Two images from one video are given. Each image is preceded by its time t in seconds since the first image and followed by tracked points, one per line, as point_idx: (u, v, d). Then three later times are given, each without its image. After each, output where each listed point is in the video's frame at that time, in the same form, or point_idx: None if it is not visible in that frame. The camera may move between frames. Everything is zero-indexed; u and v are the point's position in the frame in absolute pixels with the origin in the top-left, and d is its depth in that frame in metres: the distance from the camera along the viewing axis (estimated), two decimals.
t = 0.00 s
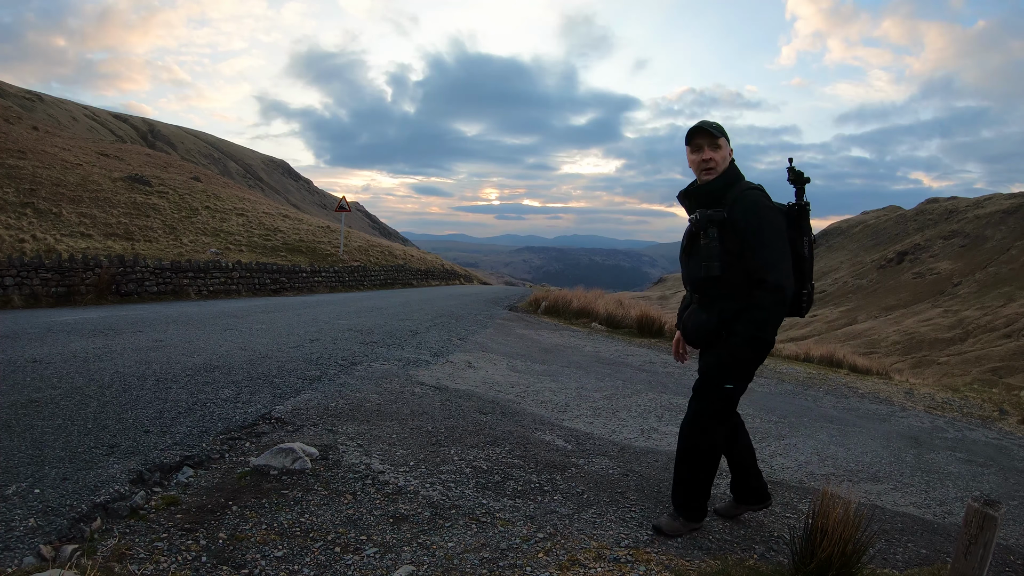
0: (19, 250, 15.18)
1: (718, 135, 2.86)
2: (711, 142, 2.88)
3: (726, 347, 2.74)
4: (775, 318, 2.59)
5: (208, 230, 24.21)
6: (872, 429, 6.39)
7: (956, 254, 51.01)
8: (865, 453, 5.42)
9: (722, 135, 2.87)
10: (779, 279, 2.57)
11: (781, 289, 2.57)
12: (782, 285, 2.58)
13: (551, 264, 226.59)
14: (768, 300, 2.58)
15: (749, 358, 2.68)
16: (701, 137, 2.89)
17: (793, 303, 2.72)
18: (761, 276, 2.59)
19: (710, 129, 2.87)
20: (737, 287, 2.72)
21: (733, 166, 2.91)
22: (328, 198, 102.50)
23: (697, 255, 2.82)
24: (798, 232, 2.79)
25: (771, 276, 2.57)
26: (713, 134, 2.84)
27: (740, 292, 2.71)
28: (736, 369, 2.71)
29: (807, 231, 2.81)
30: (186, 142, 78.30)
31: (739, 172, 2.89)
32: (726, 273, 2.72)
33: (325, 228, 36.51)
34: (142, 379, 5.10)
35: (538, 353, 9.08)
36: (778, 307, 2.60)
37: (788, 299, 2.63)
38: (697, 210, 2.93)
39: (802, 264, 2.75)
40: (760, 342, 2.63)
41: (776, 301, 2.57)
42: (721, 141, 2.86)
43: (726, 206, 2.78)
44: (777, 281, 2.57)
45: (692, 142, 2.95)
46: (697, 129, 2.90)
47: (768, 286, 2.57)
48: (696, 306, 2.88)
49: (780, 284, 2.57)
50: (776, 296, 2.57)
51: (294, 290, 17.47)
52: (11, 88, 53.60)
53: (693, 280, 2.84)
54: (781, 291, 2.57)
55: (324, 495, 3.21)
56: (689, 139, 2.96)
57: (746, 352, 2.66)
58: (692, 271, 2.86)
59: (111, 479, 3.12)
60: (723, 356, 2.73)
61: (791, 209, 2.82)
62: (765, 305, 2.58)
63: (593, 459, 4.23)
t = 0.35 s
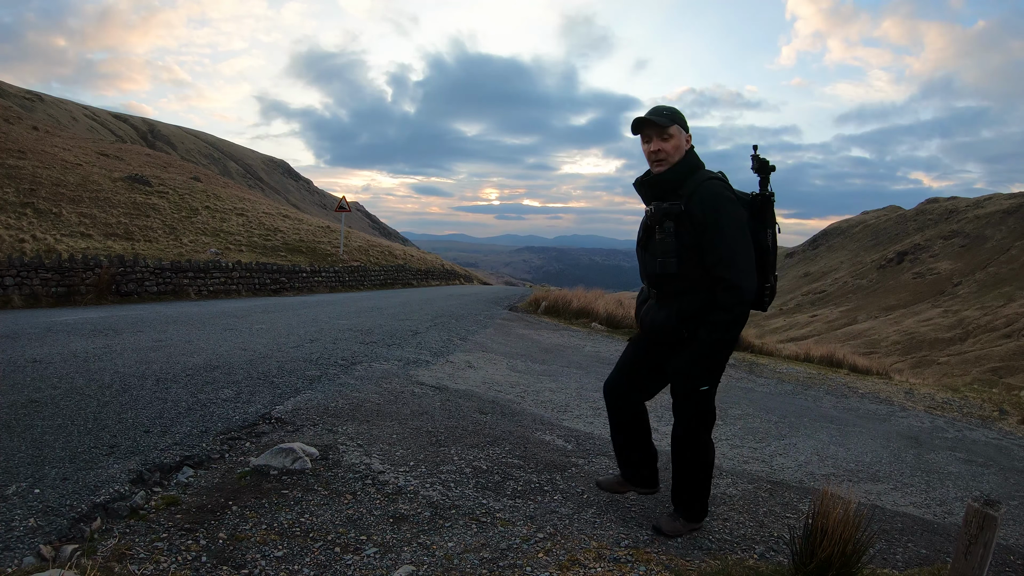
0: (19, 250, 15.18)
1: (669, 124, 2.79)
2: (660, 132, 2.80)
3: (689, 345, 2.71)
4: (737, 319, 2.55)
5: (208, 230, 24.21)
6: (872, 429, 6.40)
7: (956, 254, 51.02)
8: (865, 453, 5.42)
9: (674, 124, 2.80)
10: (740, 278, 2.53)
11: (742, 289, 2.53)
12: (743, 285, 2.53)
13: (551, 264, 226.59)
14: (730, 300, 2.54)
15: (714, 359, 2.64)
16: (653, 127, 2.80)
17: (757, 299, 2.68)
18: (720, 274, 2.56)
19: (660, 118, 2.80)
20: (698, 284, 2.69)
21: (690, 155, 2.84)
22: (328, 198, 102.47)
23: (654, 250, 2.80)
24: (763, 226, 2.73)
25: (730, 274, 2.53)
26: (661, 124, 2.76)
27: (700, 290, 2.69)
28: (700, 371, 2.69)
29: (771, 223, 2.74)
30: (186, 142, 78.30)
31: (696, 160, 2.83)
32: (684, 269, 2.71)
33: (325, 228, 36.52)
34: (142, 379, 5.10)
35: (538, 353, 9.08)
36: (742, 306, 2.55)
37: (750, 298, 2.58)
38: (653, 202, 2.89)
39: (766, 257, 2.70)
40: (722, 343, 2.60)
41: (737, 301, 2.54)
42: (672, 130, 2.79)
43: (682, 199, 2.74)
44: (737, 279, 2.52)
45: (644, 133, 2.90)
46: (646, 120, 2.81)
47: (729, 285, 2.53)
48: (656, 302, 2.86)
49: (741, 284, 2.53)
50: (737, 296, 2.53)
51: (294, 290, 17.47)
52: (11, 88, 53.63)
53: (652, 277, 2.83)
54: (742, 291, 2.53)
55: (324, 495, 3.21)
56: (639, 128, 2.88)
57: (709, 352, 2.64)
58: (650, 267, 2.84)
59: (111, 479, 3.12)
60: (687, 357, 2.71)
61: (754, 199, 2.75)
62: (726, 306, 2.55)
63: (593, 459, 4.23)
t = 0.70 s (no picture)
0: (19, 250, 15.18)
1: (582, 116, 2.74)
2: (572, 126, 2.76)
3: (622, 342, 2.65)
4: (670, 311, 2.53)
5: (208, 230, 24.21)
6: (871, 429, 6.40)
7: (956, 254, 51.02)
8: (864, 453, 5.42)
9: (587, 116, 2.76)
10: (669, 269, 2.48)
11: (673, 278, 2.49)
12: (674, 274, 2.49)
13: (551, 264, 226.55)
14: (663, 291, 2.50)
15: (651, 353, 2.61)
16: (565, 120, 2.74)
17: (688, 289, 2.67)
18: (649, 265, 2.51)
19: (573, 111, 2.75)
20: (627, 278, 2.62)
21: (605, 146, 2.80)
22: (328, 198, 102.46)
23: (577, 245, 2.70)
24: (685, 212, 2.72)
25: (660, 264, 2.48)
26: (572, 117, 2.72)
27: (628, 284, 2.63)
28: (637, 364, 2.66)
29: (692, 209, 2.76)
30: (186, 142, 78.26)
31: (611, 152, 2.78)
32: (609, 263, 2.64)
33: (325, 228, 36.52)
34: (142, 379, 5.10)
35: (538, 353, 9.08)
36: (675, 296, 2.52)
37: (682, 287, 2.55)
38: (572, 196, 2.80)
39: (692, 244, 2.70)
40: (658, 336, 2.57)
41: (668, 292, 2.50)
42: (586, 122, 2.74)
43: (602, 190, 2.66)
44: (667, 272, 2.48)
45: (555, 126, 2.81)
46: (557, 113, 2.75)
47: (661, 276, 2.48)
48: (580, 300, 2.77)
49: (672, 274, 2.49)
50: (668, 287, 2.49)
51: (294, 290, 17.47)
52: (11, 88, 53.64)
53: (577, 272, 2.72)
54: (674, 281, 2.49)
55: (324, 495, 3.22)
56: (550, 122, 2.80)
57: (647, 347, 2.60)
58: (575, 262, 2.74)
59: (111, 479, 3.12)
60: (622, 354, 2.66)
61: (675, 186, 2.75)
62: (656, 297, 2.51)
63: (593, 459, 4.23)
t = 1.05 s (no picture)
0: (19, 250, 15.18)
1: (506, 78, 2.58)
2: (496, 89, 2.58)
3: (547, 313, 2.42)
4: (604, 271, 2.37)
5: (208, 230, 24.21)
6: (871, 429, 6.39)
7: (956, 254, 51.06)
8: (864, 452, 5.42)
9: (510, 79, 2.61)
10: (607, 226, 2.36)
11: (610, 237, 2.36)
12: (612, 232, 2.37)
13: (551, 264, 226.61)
14: (597, 251, 2.34)
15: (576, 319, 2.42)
16: (488, 83, 2.57)
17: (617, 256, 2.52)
18: (584, 222, 2.36)
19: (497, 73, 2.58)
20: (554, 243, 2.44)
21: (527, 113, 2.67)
22: (328, 198, 102.49)
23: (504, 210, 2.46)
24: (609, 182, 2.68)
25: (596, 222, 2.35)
26: (497, 80, 2.54)
27: (556, 248, 2.45)
28: (559, 330, 2.43)
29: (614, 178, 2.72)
30: (186, 142, 78.24)
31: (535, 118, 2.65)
32: (538, 226, 2.44)
33: (325, 228, 36.51)
34: (142, 379, 5.09)
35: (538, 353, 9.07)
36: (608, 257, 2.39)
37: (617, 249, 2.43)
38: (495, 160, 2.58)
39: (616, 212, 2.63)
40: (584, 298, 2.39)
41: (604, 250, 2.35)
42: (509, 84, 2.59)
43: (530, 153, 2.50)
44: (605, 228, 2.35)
45: (479, 86, 2.61)
46: (479, 76, 2.58)
47: (594, 234, 2.34)
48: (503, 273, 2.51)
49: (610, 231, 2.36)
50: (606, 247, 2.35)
51: (293, 290, 17.47)
52: (11, 88, 53.65)
53: (501, 237, 2.47)
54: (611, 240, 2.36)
55: (324, 495, 3.21)
56: (473, 87, 2.63)
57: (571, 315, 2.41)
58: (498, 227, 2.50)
59: (111, 479, 3.12)
60: (544, 323, 2.43)
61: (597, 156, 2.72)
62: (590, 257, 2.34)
63: (593, 459, 4.22)
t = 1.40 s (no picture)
0: (19, 250, 15.18)
1: (433, 43, 2.24)
2: (423, 54, 2.25)
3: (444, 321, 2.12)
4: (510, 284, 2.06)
5: (208, 230, 24.20)
6: (871, 429, 6.39)
7: (956, 254, 51.08)
8: (864, 452, 5.42)
9: (439, 44, 2.26)
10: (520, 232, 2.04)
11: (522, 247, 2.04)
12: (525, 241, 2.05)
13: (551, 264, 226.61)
14: (507, 259, 2.02)
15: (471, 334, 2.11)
16: (416, 45, 2.24)
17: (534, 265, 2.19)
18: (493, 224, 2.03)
19: (425, 35, 2.23)
20: (461, 241, 2.13)
21: (457, 84, 2.30)
22: (328, 198, 102.49)
23: (408, 195, 2.14)
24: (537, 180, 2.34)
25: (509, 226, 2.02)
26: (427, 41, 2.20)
27: (465, 246, 2.14)
28: (453, 344, 2.10)
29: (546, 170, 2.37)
30: (186, 142, 78.25)
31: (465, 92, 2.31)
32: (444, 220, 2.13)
33: (325, 228, 36.52)
34: (142, 379, 5.10)
35: (538, 353, 9.07)
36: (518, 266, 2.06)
37: (531, 259, 2.12)
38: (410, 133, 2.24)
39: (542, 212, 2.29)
40: (486, 315, 2.07)
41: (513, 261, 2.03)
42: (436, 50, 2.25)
43: (447, 134, 2.15)
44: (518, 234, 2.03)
45: (406, 47, 2.27)
46: (405, 34, 2.24)
47: (505, 238, 2.02)
48: (403, 267, 2.22)
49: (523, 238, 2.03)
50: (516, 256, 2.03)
51: (293, 290, 17.47)
52: (11, 88, 53.67)
53: (403, 228, 2.16)
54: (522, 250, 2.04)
55: (324, 495, 3.21)
56: (396, 46, 2.29)
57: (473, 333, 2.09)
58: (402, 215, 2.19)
59: (111, 479, 3.12)
60: (441, 334, 2.11)
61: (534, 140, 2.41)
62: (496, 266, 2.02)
63: (593, 459, 4.22)
